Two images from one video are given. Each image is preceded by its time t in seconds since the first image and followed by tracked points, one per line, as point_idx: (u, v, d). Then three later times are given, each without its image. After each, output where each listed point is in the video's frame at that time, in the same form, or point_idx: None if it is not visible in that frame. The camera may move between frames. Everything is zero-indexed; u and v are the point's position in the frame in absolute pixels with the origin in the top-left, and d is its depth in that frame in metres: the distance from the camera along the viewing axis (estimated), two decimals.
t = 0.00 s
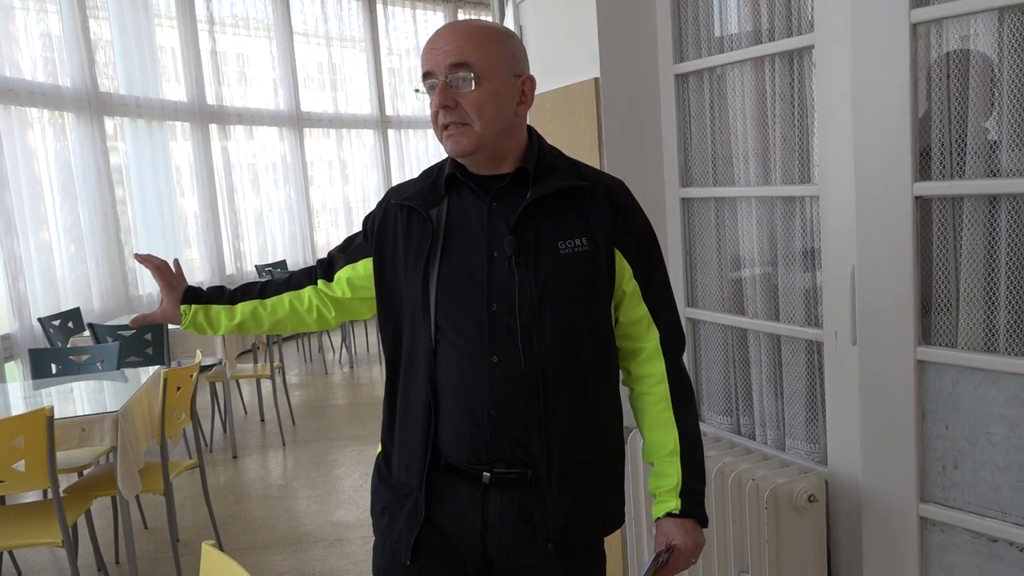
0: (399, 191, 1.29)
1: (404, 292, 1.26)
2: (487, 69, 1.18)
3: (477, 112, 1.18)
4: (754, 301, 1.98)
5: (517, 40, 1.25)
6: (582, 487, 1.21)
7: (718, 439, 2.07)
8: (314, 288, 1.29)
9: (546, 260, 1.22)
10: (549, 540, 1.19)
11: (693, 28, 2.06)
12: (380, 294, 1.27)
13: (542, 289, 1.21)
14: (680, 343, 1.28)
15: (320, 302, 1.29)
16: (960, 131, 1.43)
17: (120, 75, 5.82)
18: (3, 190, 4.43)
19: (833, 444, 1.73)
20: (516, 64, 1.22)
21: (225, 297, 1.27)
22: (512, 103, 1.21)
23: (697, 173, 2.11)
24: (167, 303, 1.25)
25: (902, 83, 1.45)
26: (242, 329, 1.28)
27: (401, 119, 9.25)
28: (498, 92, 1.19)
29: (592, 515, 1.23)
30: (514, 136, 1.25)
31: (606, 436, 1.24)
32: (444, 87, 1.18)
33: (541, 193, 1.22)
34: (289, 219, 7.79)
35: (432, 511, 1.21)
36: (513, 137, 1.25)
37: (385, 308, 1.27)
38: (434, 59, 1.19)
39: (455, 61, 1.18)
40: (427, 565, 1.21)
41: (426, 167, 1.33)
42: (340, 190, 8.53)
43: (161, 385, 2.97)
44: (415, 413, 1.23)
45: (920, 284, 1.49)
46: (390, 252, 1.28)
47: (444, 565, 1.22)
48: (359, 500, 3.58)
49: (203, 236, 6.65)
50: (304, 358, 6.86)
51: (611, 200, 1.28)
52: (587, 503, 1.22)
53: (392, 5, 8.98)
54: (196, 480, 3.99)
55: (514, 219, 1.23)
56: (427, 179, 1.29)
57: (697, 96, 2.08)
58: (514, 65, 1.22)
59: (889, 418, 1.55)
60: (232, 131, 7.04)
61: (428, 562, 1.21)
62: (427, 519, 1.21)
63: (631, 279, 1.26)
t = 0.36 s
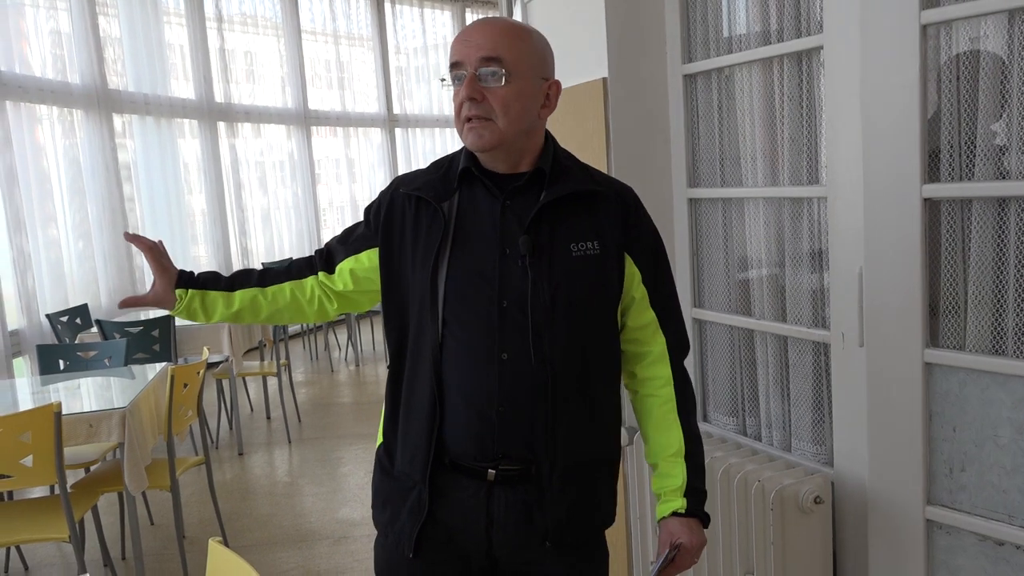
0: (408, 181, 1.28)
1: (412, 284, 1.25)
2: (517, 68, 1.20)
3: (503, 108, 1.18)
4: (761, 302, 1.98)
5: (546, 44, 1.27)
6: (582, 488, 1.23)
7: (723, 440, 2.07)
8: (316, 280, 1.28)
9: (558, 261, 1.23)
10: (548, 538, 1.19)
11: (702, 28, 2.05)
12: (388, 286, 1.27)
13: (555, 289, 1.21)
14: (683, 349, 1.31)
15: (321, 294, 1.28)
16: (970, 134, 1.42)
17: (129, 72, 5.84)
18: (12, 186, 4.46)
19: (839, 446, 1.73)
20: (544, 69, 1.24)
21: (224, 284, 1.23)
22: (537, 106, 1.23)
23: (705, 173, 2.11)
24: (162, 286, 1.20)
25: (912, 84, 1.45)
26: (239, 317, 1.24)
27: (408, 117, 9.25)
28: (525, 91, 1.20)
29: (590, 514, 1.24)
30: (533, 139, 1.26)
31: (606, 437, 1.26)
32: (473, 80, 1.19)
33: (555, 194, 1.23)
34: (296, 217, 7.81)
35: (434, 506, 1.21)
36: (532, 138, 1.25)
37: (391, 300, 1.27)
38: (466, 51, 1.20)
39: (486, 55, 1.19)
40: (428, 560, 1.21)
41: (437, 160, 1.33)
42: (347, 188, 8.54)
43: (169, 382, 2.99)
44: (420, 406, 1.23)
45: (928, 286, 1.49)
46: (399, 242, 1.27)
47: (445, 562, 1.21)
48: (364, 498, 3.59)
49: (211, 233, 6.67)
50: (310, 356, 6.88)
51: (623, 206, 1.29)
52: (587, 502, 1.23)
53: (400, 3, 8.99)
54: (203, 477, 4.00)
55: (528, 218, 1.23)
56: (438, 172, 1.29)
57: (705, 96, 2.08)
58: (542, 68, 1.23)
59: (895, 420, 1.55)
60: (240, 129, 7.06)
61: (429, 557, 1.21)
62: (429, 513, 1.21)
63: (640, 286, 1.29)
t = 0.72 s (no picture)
0: (421, 177, 1.27)
1: (421, 280, 1.24)
2: (529, 67, 1.20)
3: (514, 106, 1.19)
4: (774, 303, 1.97)
5: (560, 46, 1.27)
6: (584, 488, 1.23)
7: (734, 441, 2.06)
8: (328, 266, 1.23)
9: (569, 262, 1.23)
10: (550, 537, 1.20)
11: (716, 28, 2.05)
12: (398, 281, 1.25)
13: (565, 291, 1.22)
14: (688, 353, 1.33)
15: (332, 284, 1.24)
16: (987, 135, 1.41)
17: (143, 69, 5.88)
18: (28, 182, 4.49)
19: (852, 449, 1.72)
20: (556, 69, 1.24)
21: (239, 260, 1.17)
22: (548, 105, 1.23)
23: (718, 174, 2.10)
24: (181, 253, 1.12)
25: (928, 84, 1.44)
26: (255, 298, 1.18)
27: (421, 115, 9.25)
28: (537, 90, 1.21)
29: (592, 514, 1.24)
30: (545, 138, 1.26)
31: (608, 437, 1.26)
32: (485, 78, 1.19)
33: (567, 195, 1.23)
34: (308, 215, 7.83)
35: (438, 503, 1.20)
36: (543, 138, 1.26)
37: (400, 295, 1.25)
38: (478, 50, 1.21)
39: (498, 54, 1.19)
40: (431, 556, 1.20)
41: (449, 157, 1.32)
42: (359, 186, 8.55)
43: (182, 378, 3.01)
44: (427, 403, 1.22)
45: (942, 290, 1.48)
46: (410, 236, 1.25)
47: (448, 560, 1.20)
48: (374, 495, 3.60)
49: (223, 230, 6.71)
50: (321, 353, 6.90)
51: (634, 209, 1.29)
52: (588, 501, 1.24)
53: (413, 1, 9.00)
54: (214, 472, 4.03)
55: (541, 219, 1.23)
56: (449, 168, 1.28)
57: (719, 96, 2.07)
58: (554, 69, 1.24)
59: (909, 423, 1.54)
60: (253, 127, 7.09)
61: (432, 553, 1.20)
62: (432, 510, 1.20)
63: (650, 290, 1.29)
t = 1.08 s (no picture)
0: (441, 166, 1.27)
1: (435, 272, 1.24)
2: (540, 64, 1.20)
3: (521, 102, 1.19)
4: (794, 304, 1.95)
5: (578, 44, 1.26)
6: (592, 484, 1.23)
7: (751, 442, 2.05)
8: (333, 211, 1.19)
9: (583, 258, 1.22)
10: (557, 533, 1.20)
11: (738, 27, 2.03)
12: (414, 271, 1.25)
13: (579, 287, 1.22)
14: (703, 354, 1.32)
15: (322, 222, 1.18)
16: (1013, 135, 1.39)
17: (166, 66, 5.93)
18: (52, 177, 4.55)
19: (872, 452, 1.71)
20: (570, 67, 1.23)
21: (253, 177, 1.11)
22: (560, 104, 1.22)
23: (738, 173, 2.09)
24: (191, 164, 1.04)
25: (954, 83, 1.42)
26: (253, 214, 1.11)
27: (440, 113, 9.26)
28: (547, 88, 1.20)
29: (599, 511, 1.24)
30: (559, 135, 1.25)
31: (618, 434, 1.26)
32: (495, 74, 1.20)
33: (584, 193, 1.23)
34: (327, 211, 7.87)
35: (447, 495, 1.20)
36: (557, 135, 1.25)
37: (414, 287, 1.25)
38: (491, 47, 1.22)
39: (510, 50, 1.20)
40: (440, 549, 1.21)
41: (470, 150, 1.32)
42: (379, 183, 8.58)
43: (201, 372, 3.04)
44: (438, 395, 1.22)
45: (965, 292, 1.46)
46: (425, 225, 1.25)
47: (457, 553, 1.20)
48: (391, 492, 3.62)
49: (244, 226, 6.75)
50: (340, 350, 6.94)
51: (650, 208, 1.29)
52: (596, 497, 1.24)
53: None
54: (233, 467, 4.06)
55: (557, 214, 1.23)
56: (472, 160, 1.29)
57: (740, 95, 2.06)
58: (568, 67, 1.23)
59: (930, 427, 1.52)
60: (274, 124, 7.14)
61: (440, 546, 1.20)
62: (440, 501, 1.21)
63: (663, 290, 1.29)
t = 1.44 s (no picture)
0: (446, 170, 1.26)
1: (442, 272, 1.23)
2: (543, 67, 1.20)
3: (524, 104, 1.19)
4: (802, 307, 1.95)
5: (584, 48, 1.26)
6: (598, 488, 1.23)
7: (758, 444, 2.05)
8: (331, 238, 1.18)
9: (590, 261, 1.22)
10: (566, 535, 1.20)
11: (747, 29, 2.03)
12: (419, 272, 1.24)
13: (587, 290, 1.21)
14: (704, 354, 1.32)
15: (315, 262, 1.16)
16: None
17: (177, 67, 5.96)
18: (63, 177, 4.58)
19: (879, 456, 1.70)
20: (575, 70, 1.23)
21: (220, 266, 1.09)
22: (563, 107, 1.22)
23: (747, 176, 2.09)
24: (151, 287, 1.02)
25: (965, 86, 1.41)
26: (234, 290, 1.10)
27: (450, 115, 9.27)
28: (550, 91, 1.20)
29: (605, 513, 1.24)
30: (562, 138, 1.25)
31: (625, 436, 1.26)
32: (499, 76, 1.20)
33: (590, 194, 1.22)
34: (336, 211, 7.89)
35: (451, 497, 1.20)
36: (559, 139, 1.25)
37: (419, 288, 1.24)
38: (495, 49, 1.22)
39: (514, 53, 1.20)
40: (445, 552, 1.20)
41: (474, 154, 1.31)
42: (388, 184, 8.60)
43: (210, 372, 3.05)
44: (443, 397, 1.22)
45: (975, 296, 1.45)
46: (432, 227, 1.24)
47: (463, 556, 1.20)
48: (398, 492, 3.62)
49: (253, 226, 6.78)
50: (347, 350, 6.95)
51: (656, 210, 1.29)
52: (601, 499, 1.23)
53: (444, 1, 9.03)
54: (240, 466, 4.08)
55: (564, 216, 1.23)
56: (475, 165, 1.28)
57: (749, 97, 2.05)
58: (572, 71, 1.22)
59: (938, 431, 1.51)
60: (284, 124, 7.17)
61: (446, 548, 1.20)
62: (446, 503, 1.20)
63: (668, 291, 1.29)
